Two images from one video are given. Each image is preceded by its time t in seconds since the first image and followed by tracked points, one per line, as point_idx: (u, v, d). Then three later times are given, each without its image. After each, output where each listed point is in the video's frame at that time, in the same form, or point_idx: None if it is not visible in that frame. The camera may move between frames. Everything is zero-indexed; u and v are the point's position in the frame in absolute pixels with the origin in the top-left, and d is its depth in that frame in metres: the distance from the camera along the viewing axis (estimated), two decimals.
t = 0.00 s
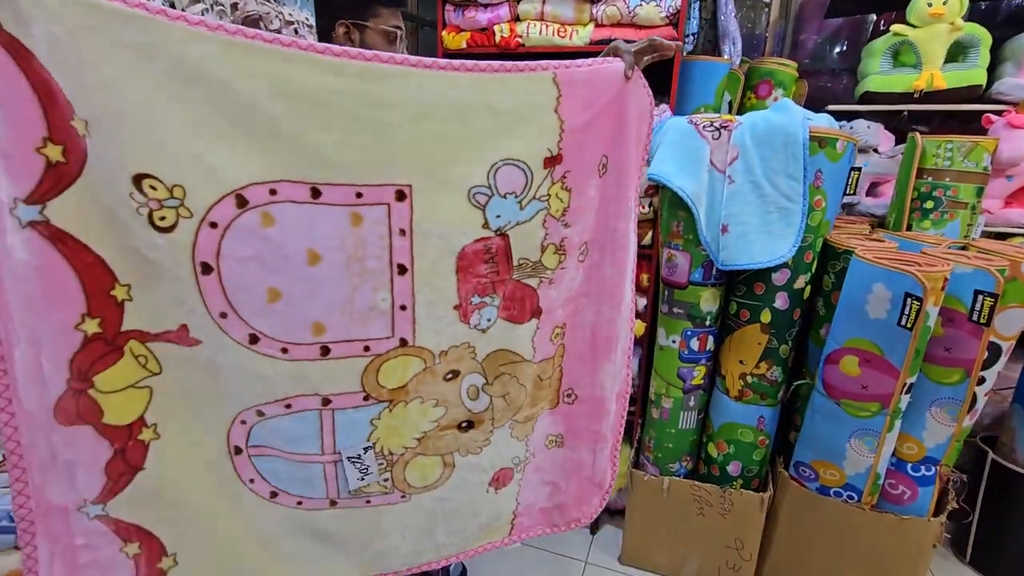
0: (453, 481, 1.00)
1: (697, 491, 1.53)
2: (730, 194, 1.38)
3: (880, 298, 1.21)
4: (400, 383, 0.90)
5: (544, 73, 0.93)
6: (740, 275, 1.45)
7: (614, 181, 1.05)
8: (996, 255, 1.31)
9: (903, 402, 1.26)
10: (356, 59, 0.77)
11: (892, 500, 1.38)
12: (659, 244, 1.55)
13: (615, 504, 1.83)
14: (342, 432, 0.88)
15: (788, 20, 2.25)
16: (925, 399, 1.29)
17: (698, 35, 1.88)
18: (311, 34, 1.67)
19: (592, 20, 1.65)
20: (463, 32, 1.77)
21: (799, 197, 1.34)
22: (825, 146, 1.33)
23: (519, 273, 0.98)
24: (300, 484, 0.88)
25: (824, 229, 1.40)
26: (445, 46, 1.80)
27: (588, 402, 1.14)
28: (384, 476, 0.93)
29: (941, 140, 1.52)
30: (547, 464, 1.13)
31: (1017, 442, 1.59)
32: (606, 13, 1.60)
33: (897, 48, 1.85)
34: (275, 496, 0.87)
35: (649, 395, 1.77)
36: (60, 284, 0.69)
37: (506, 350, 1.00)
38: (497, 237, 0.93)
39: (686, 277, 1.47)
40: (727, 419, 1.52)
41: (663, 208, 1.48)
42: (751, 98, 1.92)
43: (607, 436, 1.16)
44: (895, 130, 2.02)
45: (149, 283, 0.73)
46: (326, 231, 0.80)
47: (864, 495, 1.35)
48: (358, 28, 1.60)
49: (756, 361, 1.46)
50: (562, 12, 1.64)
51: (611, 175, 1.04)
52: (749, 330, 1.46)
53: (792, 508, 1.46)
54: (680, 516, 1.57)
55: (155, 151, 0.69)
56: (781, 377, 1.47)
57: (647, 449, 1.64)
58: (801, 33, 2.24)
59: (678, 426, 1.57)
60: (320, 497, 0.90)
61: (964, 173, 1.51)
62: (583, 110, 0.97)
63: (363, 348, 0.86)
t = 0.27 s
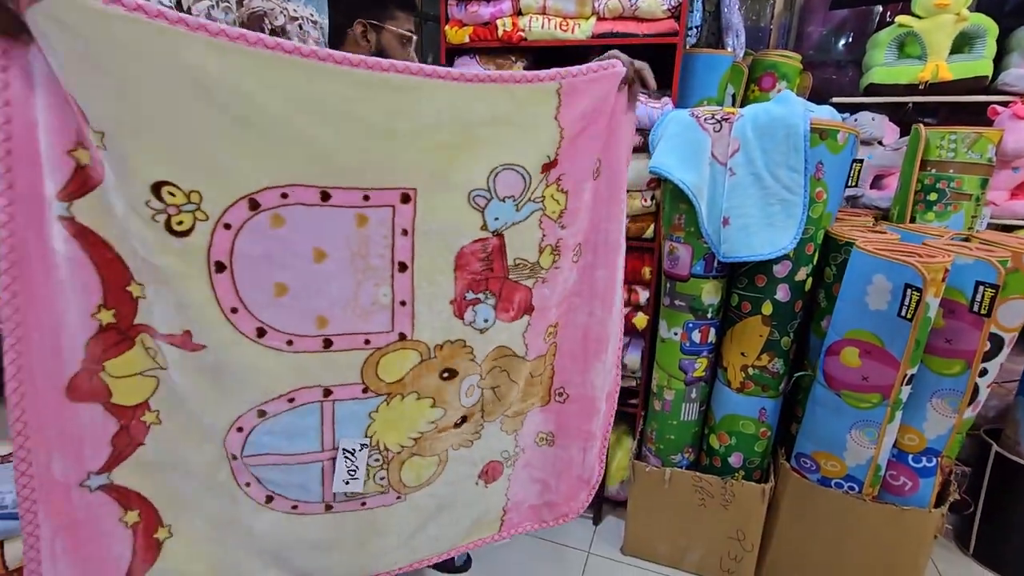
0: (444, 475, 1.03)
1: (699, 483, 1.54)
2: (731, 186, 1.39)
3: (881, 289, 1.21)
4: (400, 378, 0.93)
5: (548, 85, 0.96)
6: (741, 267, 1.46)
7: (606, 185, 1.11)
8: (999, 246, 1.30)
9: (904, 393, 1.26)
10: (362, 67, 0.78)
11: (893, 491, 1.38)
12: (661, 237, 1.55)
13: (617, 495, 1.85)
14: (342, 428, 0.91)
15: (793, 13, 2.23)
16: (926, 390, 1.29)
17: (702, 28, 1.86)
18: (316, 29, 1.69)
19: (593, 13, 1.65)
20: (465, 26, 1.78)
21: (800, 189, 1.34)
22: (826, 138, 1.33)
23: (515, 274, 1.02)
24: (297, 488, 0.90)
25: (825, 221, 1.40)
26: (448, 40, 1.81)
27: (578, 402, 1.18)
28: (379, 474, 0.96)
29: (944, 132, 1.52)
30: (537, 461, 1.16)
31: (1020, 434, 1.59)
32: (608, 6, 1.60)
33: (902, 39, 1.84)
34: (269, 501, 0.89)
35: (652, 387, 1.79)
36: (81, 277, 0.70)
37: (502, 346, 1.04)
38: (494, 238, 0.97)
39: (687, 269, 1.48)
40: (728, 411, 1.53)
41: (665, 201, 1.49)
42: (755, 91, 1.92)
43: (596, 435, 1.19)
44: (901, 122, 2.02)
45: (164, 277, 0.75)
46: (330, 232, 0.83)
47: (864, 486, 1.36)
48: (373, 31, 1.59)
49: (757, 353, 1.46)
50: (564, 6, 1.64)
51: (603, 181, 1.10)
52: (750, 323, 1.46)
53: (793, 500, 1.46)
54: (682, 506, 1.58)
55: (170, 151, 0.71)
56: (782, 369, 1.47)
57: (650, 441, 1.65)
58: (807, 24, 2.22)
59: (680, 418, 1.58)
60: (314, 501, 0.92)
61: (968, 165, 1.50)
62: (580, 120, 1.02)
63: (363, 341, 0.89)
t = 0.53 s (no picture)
0: (460, 480, 0.76)
1: (698, 475, 1.55)
2: (730, 182, 1.40)
3: (878, 283, 1.23)
4: (429, 390, 0.69)
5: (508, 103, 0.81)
6: (740, 262, 1.47)
7: (510, 268, 0.78)
8: (995, 241, 1.31)
9: (901, 387, 1.27)
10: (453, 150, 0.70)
11: (890, 484, 1.39)
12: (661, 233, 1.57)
13: (617, 489, 1.87)
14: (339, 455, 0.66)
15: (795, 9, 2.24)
16: (923, 384, 1.30)
17: (702, 25, 1.87)
18: (319, 27, 1.70)
19: (594, 10, 1.66)
20: (467, 23, 1.79)
21: (799, 184, 1.35)
22: (825, 134, 1.34)
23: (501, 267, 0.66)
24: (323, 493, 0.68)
25: (824, 217, 1.41)
26: (449, 37, 1.82)
27: (546, 375, 0.86)
28: (412, 491, 0.71)
29: (943, 128, 1.52)
30: (518, 442, 0.88)
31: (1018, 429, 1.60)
32: (608, 3, 1.61)
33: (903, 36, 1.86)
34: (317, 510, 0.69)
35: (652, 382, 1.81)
36: (270, 280, 0.61)
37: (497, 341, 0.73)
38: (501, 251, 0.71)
39: (687, 264, 1.49)
40: (728, 405, 1.54)
41: (665, 196, 1.50)
42: (755, 87, 1.93)
43: (579, 403, 0.88)
44: (901, 119, 2.03)
45: (306, 345, 0.61)
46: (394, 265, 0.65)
47: (862, 480, 1.37)
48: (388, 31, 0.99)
49: (756, 347, 1.48)
50: (565, 3, 1.66)
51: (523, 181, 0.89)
52: (749, 318, 1.48)
53: (791, 492, 1.48)
54: (681, 498, 1.59)
55: (418, 221, 0.59)
56: (781, 363, 1.48)
57: (649, 435, 1.67)
58: (808, 20, 2.23)
59: (679, 412, 1.60)
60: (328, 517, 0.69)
61: (967, 161, 1.51)
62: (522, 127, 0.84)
63: (392, 354, 0.65)
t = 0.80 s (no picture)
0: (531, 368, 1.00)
1: (696, 472, 1.57)
2: (727, 183, 1.42)
3: (872, 283, 1.25)
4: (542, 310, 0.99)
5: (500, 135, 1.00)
6: (737, 262, 1.49)
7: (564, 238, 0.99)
8: (988, 242, 1.33)
9: (894, 385, 1.30)
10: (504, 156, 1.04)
11: (884, 481, 1.42)
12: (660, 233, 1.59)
13: (615, 486, 1.89)
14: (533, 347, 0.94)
15: (792, 12, 2.26)
16: (916, 383, 1.33)
17: (701, 28, 1.89)
18: (322, 29, 1.72)
19: (594, 13, 1.68)
20: (469, 26, 1.81)
21: (794, 186, 1.38)
22: (820, 137, 1.37)
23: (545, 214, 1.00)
24: (521, 386, 0.94)
25: (819, 218, 1.43)
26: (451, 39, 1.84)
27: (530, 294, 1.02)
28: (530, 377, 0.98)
29: (937, 131, 1.54)
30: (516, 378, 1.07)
31: (1010, 427, 1.62)
32: (608, 7, 1.63)
33: (898, 40, 1.88)
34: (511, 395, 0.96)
35: (650, 380, 1.84)
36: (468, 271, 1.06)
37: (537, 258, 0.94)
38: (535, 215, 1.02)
39: (685, 264, 1.51)
40: (725, 403, 1.57)
41: (664, 198, 1.52)
42: (753, 90, 1.95)
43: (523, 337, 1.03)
44: (897, 121, 2.06)
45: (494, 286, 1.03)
46: (544, 231, 0.99)
47: (856, 476, 1.39)
48: (434, 39, 1.05)
49: (753, 346, 1.50)
50: (565, 6, 1.68)
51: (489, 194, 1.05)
52: (746, 317, 1.50)
53: (786, 488, 1.50)
54: (679, 494, 1.61)
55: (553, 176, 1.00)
56: (777, 362, 1.51)
57: (648, 432, 1.69)
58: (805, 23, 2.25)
59: (677, 410, 1.62)
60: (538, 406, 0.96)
61: (961, 163, 1.53)
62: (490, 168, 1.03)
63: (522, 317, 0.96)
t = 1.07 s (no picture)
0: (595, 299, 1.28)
1: (691, 473, 1.61)
2: (723, 190, 1.46)
3: (862, 288, 1.29)
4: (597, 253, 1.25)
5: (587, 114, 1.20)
6: (732, 267, 1.53)
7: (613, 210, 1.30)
8: (975, 249, 1.37)
9: (884, 387, 1.34)
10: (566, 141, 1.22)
11: (874, 481, 1.45)
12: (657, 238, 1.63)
13: (612, 487, 1.93)
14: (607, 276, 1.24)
15: (786, 22, 2.31)
16: (905, 385, 1.37)
17: (697, 38, 1.94)
18: (327, 36, 1.75)
19: (593, 23, 1.72)
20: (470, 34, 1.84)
21: (788, 193, 1.41)
22: (812, 146, 1.41)
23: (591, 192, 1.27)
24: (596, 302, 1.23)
25: (812, 224, 1.47)
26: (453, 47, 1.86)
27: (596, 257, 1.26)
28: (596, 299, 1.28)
29: (926, 140, 1.59)
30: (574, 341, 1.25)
31: (997, 428, 1.66)
32: (607, 16, 1.67)
33: (889, 50, 1.93)
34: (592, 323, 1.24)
35: (647, 382, 1.87)
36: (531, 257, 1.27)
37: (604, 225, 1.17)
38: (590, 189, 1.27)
39: (682, 269, 1.55)
40: (720, 404, 1.60)
41: (661, 203, 1.56)
42: (748, 98, 1.99)
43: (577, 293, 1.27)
44: (888, 130, 2.10)
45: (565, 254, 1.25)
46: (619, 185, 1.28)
47: (848, 476, 1.43)
48: (479, 50, 1.20)
49: (748, 349, 1.54)
50: (565, 15, 1.72)
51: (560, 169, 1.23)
52: (740, 320, 1.54)
53: (780, 488, 1.53)
54: (675, 494, 1.64)
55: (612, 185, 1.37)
56: (770, 364, 1.55)
57: (645, 433, 1.73)
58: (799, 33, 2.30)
59: (673, 412, 1.66)
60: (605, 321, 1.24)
61: (949, 172, 1.58)
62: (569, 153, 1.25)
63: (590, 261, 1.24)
